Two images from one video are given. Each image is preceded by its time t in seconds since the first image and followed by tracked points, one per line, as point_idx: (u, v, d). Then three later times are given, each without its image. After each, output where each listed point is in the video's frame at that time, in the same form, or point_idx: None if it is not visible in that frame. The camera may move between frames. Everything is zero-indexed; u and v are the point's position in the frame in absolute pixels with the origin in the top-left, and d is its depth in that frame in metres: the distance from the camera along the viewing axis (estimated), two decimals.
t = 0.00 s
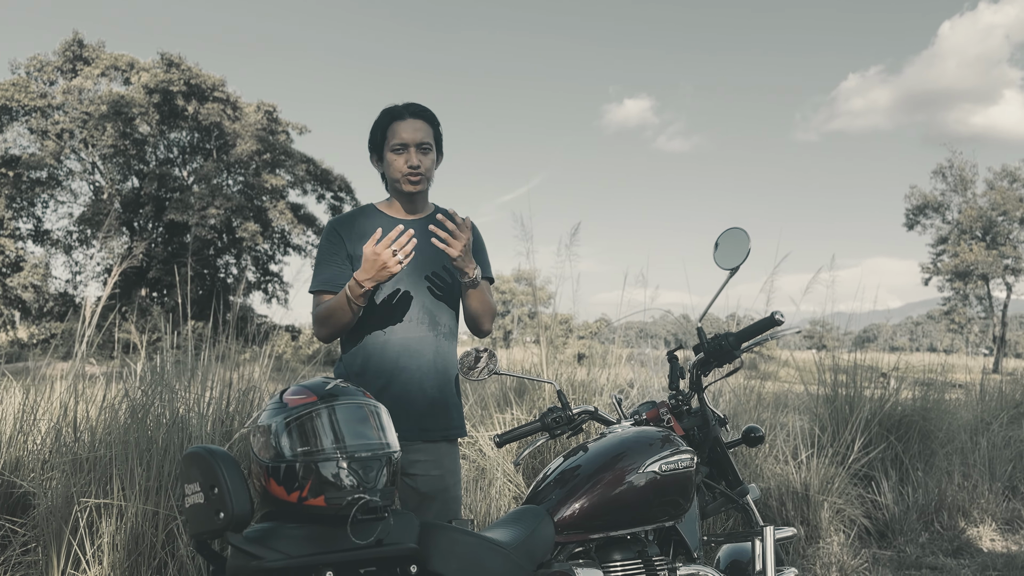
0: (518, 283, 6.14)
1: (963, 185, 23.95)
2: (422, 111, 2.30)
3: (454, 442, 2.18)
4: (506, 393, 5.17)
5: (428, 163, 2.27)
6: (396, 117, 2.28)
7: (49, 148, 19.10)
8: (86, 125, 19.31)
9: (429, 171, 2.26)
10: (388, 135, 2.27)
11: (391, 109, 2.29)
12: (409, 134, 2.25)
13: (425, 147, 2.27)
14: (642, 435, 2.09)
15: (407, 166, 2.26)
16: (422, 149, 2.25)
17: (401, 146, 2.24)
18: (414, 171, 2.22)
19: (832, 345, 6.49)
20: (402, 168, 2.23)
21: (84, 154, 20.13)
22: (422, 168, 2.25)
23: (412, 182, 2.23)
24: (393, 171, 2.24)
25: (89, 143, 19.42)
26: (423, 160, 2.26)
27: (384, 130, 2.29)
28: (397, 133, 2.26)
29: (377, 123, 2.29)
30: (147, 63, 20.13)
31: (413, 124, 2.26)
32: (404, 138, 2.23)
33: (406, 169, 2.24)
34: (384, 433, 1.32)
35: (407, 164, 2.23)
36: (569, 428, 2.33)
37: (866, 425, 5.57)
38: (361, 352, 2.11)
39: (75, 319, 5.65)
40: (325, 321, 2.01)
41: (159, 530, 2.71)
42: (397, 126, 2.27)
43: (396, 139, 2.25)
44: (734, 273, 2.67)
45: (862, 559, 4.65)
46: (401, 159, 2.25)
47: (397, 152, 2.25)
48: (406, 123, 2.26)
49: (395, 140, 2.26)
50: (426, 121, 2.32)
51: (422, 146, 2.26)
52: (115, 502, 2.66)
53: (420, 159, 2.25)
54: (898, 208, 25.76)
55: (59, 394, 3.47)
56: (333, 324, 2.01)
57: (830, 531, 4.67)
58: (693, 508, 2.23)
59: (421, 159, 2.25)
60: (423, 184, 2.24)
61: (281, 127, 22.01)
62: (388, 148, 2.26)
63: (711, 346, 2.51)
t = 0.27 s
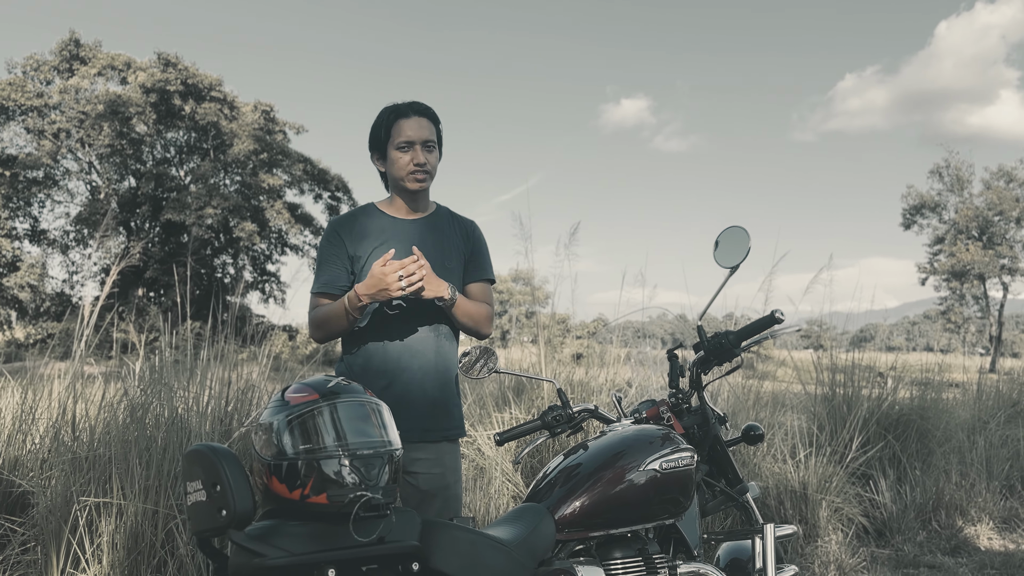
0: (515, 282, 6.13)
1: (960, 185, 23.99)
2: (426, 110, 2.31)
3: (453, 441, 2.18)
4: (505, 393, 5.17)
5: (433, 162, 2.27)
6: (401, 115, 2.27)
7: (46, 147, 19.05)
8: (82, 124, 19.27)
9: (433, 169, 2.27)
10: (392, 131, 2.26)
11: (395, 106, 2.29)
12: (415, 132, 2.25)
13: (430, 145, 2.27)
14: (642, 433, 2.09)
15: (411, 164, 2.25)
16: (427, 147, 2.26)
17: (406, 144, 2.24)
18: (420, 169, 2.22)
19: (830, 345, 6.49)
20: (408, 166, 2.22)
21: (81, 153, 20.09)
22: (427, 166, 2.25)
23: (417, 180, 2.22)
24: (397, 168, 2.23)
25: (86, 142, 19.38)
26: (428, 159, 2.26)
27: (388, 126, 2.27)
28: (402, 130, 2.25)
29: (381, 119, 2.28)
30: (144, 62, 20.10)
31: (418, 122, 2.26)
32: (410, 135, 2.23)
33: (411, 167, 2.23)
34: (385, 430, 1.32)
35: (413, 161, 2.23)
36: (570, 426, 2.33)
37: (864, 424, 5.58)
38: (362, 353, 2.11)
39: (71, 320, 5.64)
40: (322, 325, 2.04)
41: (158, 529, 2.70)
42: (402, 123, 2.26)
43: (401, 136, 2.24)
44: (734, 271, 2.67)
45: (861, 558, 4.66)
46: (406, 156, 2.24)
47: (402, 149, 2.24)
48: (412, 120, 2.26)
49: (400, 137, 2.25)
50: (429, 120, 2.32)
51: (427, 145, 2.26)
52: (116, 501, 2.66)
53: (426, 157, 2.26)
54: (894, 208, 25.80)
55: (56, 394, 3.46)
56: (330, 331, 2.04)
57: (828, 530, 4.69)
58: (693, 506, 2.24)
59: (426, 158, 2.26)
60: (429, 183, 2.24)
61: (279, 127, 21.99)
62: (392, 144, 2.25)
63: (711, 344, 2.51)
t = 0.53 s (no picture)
0: (514, 282, 6.13)
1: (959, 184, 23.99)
2: (427, 109, 2.32)
3: (452, 440, 2.18)
4: (505, 392, 5.17)
5: (431, 160, 2.28)
6: (403, 112, 2.29)
7: (44, 147, 19.04)
8: (82, 124, 19.27)
9: (432, 168, 2.27)
10: (393, 128, 2.27)
11: (397, 103, 2.30)
12: (416, 129, 2.26)
13: (429, 144, 2.28)
14: (645, 432, 2.09)
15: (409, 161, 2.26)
16: (427, 145, 2.26)
17: (406, 140, 2.24)
18: (418, 166, 2.23)
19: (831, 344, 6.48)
20: (406, 162, 2.23)
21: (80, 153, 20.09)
22: (425, 164, 2.25)
23: (414, 177, 2.22)
24: (395, 164, 2.23)
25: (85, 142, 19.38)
26: (426, 157, 2.27)
27: (389, 122, 2.28)
28: (403, 127, 2.26)
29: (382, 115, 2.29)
30: (143, 62, 20.10)
31: (419, 120, 2.27)
32: (410, 132, 2.24)
33: (410, 164, 2.24)
34: (390, 429, 1.32)
35: (411, 158, 2.23)
36: (572, 425, 2.33)
37: (864, 423, 5.58)
38: (359, 356, 2.12)
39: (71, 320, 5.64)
40: (322, 330, 2.11)
41: (160, 528, 2.71)
42: (404, 120, 2.27)
43: (402, 132, 2.25)
44: (737, 269, 2.67)
45: (861, 557, 4.66)
46: (405, 153, 2.25)
47: (402, 145, 2.25)
48: (412, 118, 2.27)
49: (400, 134, 2.26)
50: (431, 119, 2.33)
51: (427, 143, 2.27)
52: (118, 500, 2.66)
53: (424, 155, 2.26)
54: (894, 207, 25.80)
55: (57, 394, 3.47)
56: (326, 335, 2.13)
57: (829, 528, 4.69)
58: (695, 505, 2.24)
59: (425, 156, 2.26)
60: (426, 181, 2.24)
61: (278, 126, 21.99)
62: (392, 140, 2.26)
63: (713, 342, 2.51)
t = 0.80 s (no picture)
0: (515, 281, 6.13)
1: (961, 182, 23.95)
2: (427, 108, 2.31)
3: (453, 439, 2.18)
4: (508, 390, 5.18)
5: (431, 160, 2.27)
6: (402, 112, 2.29)
7: (46, 147, 19.07)
8: (83, 124, 19.32)
9: (431, 167, 2.26)
10: (393, 129, 2.28)
11: (398, 104, 2.30)
12: (415, 129, 2.26)
13: (429, 143, 2.27)
14: (650, 431, 2.09)
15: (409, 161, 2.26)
16: (426, 144, 2.26)
17: (405, 140, 2.24)
18: (417, 166, 2.22)
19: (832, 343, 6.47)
20: (405, 162, 2.22)
21: (81, 153, 20.12)
22: (425, 164, 2.25)
23: (414, 177, 2.22)
24: (395, 164, 2.24)
25: (86, 142, 19.40)
26: (426, 157, 2.26)
27: (389, 123, 2.29)
28: (403, 127, 2.26)
29: (382, 116, 2.30)
30: (143, 62, 20.12)
31: (418, 120, 2.27)
32: (409, 132, 2.24)
33: (409, 164, 2.24)
34: (398, 428, 1.32)
35: (411, 158, 2.23)
36: (578, 424, 2.33)
37: (868, 421, 5.58)
38: (362, 357, 2.13)
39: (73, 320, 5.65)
40: (323, 330, 2.12)
41: (167, 527, 2.72)
42: (403, 120, 2.27)
43: (401, 133, 2.25)
44: (742, 268, 2.67)
45: (865, 555, 4.67)
46: (405, 153, 2.25)
47: (401, 145, 2.25)
48: (412, 118, 2.27)
49: (399, 134, 2.26)
50: (430, 118, 2.33)
51: (426, 142, 2.26)
52: (125, 498, 2.67)
53: (424, 155, 2.26)
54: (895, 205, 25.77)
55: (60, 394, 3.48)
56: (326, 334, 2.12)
57: (832, 527, 4.69)
58: (701, 504, 2.24)
59: (424, 155, 2.26)
60: (426, 181, 2.23)
61: (279, 126, 22.02)
62: (392, 141, 2.26)
63: (718, 341, 2.51)
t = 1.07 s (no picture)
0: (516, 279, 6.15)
1: (965, 179, 23.88)
2: (428, 106, 2.32)
3: (456, 437, 2.17)
4: (510, 388, 5.18)
5: (433, 156, 2.27)
6: (404, 111, 2.29)
7: (48, 147, 19.11)
8: (85, 123, 19.37)
9: (433, 164, 2.26)
10: (395, 127, 2.28)
11: (398, 103, 2.31)
12: (417, 127, 2.26)
13: (431, 140, 2.28)
14: (658, 428, 2.09)
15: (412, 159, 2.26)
16: (428, 141, 2.26)
17: (408, 137, 2.24)
18: (420, 163, 2.22)
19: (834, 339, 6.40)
20: (408, 159, 2.23)
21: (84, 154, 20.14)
22: (427, 160, 2.24)
23: (418, 174, 2.22)
24: (399, 162, 2.24)
25: (88, 142, 19.43)
26: (429, 153, 2.26)
27: (392, 123, 2.29)
28: (404, 125, 2.26)
29: (383, 116, 2.30)
30: (144, 60, 20.15)
31: (419, 117, 2.27)
32: (411, 129, 2.24)
33: (412, 161, 2.24)
34: (408, 425, 1.32)
35: (413, 155, 2.23)
36: (584, 421, 2.33)
37: (873, 418, 5.59)
38: (366, 355, 2.13)
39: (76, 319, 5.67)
40: (329, 328, 2.12)
41: (172, 526, 2.72)
42: (405, 119, 2.27)
43: (403, 131, 2.25)
44: (749, 265, 2.66)
45: (871, 552, 4.68)
46: (408, 151, 2.25)
47: (403, 143, 2.25)
48: (413, 116, 2.28)
49: (402, 132, 2.26)
50: (432, 116, 2.33)
51: (428, 139, 2.26)
52: (131, 498, 2.67)
53: (426, 152, 2.26)
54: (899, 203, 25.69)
55: (67, 393, 3.50)
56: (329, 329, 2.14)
57: (837, 524, 4.69)
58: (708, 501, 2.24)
59: (427, 152, 2.25)
60: (429, 177, 2.23)
61: (280, 124, 22.06)
62: (394, 139, 2.26)
63: (725, 338, 2.51)
